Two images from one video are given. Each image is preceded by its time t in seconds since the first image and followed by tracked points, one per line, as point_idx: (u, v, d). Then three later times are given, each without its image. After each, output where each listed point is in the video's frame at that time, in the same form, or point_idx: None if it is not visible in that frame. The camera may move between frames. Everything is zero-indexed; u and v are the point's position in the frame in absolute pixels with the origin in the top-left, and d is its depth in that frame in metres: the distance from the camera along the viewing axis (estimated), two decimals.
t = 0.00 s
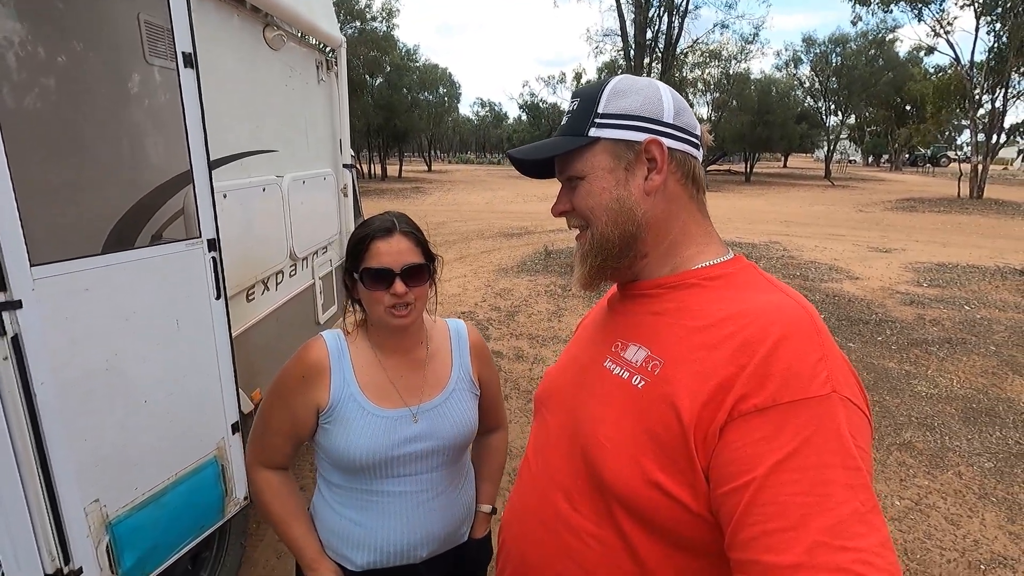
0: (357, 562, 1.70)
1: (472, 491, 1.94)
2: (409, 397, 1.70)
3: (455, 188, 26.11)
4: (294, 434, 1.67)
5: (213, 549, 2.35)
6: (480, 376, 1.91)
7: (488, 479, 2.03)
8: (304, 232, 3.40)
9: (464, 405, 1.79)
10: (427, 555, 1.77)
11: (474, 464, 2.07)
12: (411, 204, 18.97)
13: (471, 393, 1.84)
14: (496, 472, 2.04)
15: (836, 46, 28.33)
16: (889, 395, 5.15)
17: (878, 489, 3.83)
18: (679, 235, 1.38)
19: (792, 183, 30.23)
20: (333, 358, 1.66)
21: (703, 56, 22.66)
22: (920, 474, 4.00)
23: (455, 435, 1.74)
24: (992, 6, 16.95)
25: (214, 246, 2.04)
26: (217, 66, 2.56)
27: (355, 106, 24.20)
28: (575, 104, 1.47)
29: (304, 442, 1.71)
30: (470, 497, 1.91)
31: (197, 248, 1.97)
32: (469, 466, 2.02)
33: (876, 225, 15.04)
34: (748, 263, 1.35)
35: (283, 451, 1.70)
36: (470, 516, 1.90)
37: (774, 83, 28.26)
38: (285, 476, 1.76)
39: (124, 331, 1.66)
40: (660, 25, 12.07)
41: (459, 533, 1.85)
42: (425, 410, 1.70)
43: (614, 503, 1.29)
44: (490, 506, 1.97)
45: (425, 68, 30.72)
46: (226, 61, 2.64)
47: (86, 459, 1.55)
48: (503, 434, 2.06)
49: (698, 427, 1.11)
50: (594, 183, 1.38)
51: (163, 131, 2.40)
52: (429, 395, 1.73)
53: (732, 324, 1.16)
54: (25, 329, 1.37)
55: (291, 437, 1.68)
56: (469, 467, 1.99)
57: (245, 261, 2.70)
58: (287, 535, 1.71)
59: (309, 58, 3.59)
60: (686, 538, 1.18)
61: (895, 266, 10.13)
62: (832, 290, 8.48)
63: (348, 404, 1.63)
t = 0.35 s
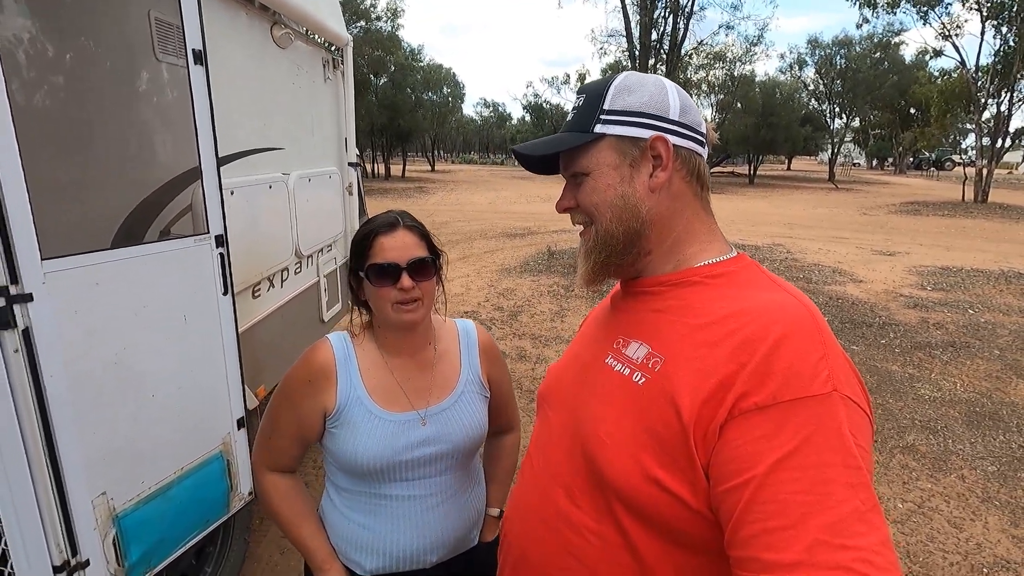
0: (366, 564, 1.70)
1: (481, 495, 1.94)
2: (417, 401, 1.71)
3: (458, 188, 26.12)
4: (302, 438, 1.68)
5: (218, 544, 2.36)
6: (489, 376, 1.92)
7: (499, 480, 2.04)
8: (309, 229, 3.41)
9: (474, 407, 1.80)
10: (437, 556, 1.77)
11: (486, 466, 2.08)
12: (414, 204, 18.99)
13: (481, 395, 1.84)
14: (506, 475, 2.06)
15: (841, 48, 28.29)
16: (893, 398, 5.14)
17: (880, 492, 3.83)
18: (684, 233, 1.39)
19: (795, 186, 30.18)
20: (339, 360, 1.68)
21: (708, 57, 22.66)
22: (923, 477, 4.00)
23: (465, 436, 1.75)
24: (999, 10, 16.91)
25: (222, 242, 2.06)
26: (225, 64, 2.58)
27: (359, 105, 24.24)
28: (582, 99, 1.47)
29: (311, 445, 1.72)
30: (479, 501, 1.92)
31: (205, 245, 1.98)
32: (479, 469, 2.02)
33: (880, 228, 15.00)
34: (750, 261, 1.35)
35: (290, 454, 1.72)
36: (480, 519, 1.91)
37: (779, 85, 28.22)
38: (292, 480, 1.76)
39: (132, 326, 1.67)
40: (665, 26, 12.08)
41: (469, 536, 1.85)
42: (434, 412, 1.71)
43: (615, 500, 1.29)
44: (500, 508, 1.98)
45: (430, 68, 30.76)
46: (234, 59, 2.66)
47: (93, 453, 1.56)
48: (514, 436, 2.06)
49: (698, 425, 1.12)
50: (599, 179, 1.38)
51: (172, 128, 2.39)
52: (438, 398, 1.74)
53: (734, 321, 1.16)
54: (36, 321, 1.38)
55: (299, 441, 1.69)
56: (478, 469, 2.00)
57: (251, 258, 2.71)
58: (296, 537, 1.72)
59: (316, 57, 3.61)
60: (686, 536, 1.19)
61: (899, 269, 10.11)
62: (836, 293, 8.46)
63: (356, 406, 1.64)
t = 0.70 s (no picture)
0: (365, 558, 1.70)
1: (486, 487, 1.94)
2: (417, 392, 1.71)
3: (463, 188, 26.12)
4: (299, 428, 1.69)
5: (221, 539, 2.38)
6: (493, 367, 1.91)
7: (504, 476, 2.04)
8: (314, 226, 3.42)
9: (475, 397, 1.79)
10: (439, 554, 1.76)
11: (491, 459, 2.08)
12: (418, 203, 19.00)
13: (483, 386, 1.84)
14: (512, 471, 2.05)
15: (849, 50, 28.19)
16: (898, 402, 5.12)
17: (884, 496, 3.81)
18: (684, 232, 1.39)
19: (801, 188, 30.08)
20: (336, 352, 1.67)
21: (715, 59, 22.63)
22: (927, 481, 3.98)
23: (465, 430, 1.74)
24: (1010, 14, 16.80)
25: (228, 237, 2.06)
26: (232, 61, 2.59)
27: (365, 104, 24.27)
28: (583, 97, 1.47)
29: (311, 439, 1.73)
30: (484, 495, 1.91)
31: (211, 239, 1.98)
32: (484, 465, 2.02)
33: (885, 232, 14.94)
34: (751, 260, 1.36)
35: (289, 446, 1.72)
36: (484, 513, 1.90)
37: (785, 87, 28.13)
38: (293, 470, 1.77)
39: (137, 320, 1.68)
40: (672, 27, 12.07)
41: (472, 530, 1.85)
42: (433, 403, 1.71)
43: (614, 497, 1.29)
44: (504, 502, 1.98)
45: (436, 67, 30.77)
46: (241, 56, 2.66)
47: (97, 446, 1.57)
48: (519, 429, 2.07)
49: (696, 422, 1.12)
50: (600, 177, 1.38)
51: (183, 128, 2.45)
52: (437, 389, 1.74)
53: (733, 319, 1.17)
54: (42, 315, 1.39)
55: (296, 432, 1.69)
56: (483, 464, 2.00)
57: (256, 253, 2.72)
58: (296, 529, 1.72)
59: (322, 54, 3.61)
60: (685, 532, 1.19)
61: (905, 273, 10.06)
62: (841, 296, 8.43)
63: (354, 398, 1.64)
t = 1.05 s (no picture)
0: (360, 557, 1.69)
1: (480, 490, 1.93)
2: (413, 391, 1.70)
3: (461, 184, 26.08)
4: (294, 426, 1.67)
5: (217, 538, 2.37)
6: (489, 368, 1.90)
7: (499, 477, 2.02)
8: (311, 223, 3.40)
9: (471, 397, 1.78)
10: (434, 552, 1.75)
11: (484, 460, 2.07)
12: (416, 199, 18.96)
13: (479, 386, 1.83)
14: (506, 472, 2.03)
15: (846, 47, 28.19)
16: (894, 399, 5.13)
17: (880, 493, 3.82)
18: (682, 229, 1.38)
19: (799, 186, 30.12)
20: (332, 351, 1.66)
21: (713, 56, 22.62)
22: (924, 479, 3.99)
23: (461, 429, 1.74)
24: (1008, 12, 16.81)
25: (224, 234, 2.04)
26: (228, 55, 2.56)
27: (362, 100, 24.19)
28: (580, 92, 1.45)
29: (307, 437, 1.71)
30: (478, 494, 1.91)
31: (207, 236, 1.97)
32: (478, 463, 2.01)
33: (882, 229, 14.96)
34: (748, 257, 1.35)
35: (284, 444, 1.70)
36: (479, 512, 1.90)
37: (783, 84, 28.13)
38: (288, 469, 1.76)
39: (132, 317, 1.66)
40: (670, 24, 12.06)
41: (467, 529, 1.84)
42: (429, 403, 1.70)
43: (611, 496, 1.28)
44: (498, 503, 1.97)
45: (434, 63, 30.68)
46: (238, 50, 2.64)
47: (91, 444, 1.55)
48: (512, 430, 2.04)
49: (694, 420, 1.12)
50: (598, 174, 1.36)
51: (177, 122, 2.40)
52: (432, 389, 1.73)
53: (730, 316, 1.16)
54: (35, 312, 1.37)
55: (292, 430, 1.68)
56: (478, 463, 1.99)
57: (252, 250, 2.70)
58: (290, 528, 1.71)
59: (319, 49, 3.59)
60: (682, 531, 1.18)
61: (902, 271, 10.08)
62: (838, 293, 8.43)
63: (350, 397, 1.63)
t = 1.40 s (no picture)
0: (357, 556, 1.70)
1: (469, 486, 1.94)
2: (409, 393, 1.70)
3: (457, 186, 26.06)
4: (290, 427, 1.67)
5: (217, 542, 2.36)
6: (481, 370, 1.92)
7: (487, 474, 2.03)
8: (308, 225, 3.40)
9: (465, 397, 1.80)
10: (425, 548, 1.77)
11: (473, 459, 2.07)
12: (412, 201, 18.95)
13: (472, 387, 1.84)
14: (497, 470, 2.05)
15: (840, 47, 28.29)
16: (891, 397, 5.14)
17: (878, 490, 3.83)
18: (687, 227, 1.41)
19: (794, 185, 30.19)
20: (330, 353, 1.66)
21: (707, 56, 22.69)
22: (921, 475, 4.00)
23: (456, 428, 1.75)
24: (1000, 11, 16.91)
25: (220, 238, 2.05)
26: (223, 59, 2.56)
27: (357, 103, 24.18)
28: (599, 77, 1.43)
29: (302, 436, 1.71)
30: (467, 492, 1.91)
31: (204, 239, 1.97)
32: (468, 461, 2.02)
33: (877, 228, 15.02)
34: (738, 256, 1.37)
35: (281, 446, 1.70)
36: (468, 509, 1.91)
37: (777, 84, 28.22)
38: (284, 471, 1.76)
39: (130, 321, 1.66)
40: (665, 24, 12.10)
41: (458, 526, 1.85)
42: (424, 404, 1.70)
43: (607, 493, 1.29)
44: (489, 499, 1.98)
45: (429, 65, 30.68)
46: (233, 54, 2.64)
47: (89, 448, 1.55)
48: (502, 429, 2.06)
49: (687, 415, 1.13)
50: (623, 163, 1.35)
51: (172, 124, 2.40)
52: (429, 391, 1.74)
53: (721, 313, 1.18)
54: (32, 317, 1.37)
55: (288, 429, 1.67)
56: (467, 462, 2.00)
57: (249, 253, 2.70)
58: (287, 529, 1.71)
59: (314, 52, 3.59)
60: (678, 526, 1.19)
61: (897, 269, 10.12)
62: (834, 292, 8.45)
63: (347, 398, 1.63)
